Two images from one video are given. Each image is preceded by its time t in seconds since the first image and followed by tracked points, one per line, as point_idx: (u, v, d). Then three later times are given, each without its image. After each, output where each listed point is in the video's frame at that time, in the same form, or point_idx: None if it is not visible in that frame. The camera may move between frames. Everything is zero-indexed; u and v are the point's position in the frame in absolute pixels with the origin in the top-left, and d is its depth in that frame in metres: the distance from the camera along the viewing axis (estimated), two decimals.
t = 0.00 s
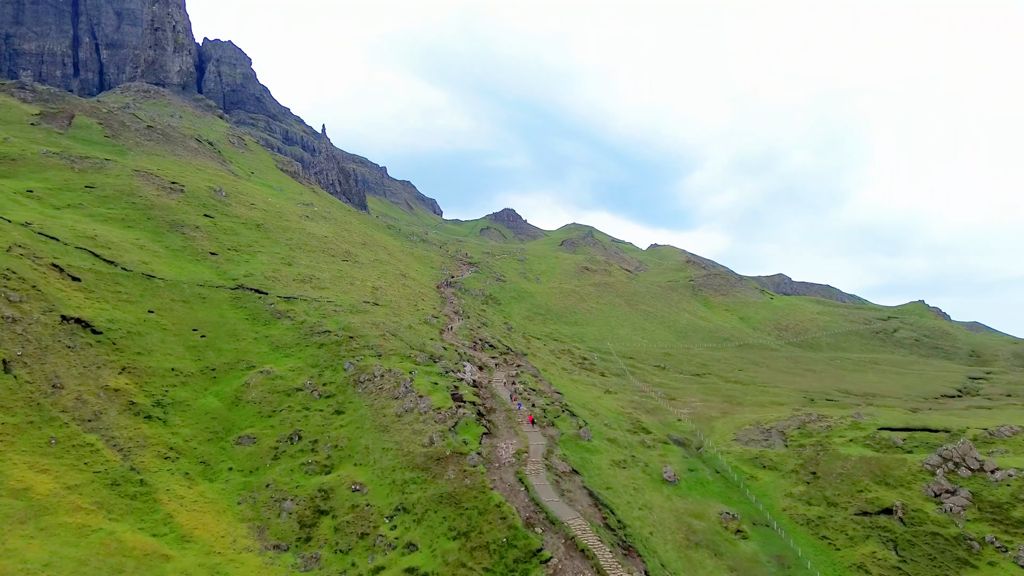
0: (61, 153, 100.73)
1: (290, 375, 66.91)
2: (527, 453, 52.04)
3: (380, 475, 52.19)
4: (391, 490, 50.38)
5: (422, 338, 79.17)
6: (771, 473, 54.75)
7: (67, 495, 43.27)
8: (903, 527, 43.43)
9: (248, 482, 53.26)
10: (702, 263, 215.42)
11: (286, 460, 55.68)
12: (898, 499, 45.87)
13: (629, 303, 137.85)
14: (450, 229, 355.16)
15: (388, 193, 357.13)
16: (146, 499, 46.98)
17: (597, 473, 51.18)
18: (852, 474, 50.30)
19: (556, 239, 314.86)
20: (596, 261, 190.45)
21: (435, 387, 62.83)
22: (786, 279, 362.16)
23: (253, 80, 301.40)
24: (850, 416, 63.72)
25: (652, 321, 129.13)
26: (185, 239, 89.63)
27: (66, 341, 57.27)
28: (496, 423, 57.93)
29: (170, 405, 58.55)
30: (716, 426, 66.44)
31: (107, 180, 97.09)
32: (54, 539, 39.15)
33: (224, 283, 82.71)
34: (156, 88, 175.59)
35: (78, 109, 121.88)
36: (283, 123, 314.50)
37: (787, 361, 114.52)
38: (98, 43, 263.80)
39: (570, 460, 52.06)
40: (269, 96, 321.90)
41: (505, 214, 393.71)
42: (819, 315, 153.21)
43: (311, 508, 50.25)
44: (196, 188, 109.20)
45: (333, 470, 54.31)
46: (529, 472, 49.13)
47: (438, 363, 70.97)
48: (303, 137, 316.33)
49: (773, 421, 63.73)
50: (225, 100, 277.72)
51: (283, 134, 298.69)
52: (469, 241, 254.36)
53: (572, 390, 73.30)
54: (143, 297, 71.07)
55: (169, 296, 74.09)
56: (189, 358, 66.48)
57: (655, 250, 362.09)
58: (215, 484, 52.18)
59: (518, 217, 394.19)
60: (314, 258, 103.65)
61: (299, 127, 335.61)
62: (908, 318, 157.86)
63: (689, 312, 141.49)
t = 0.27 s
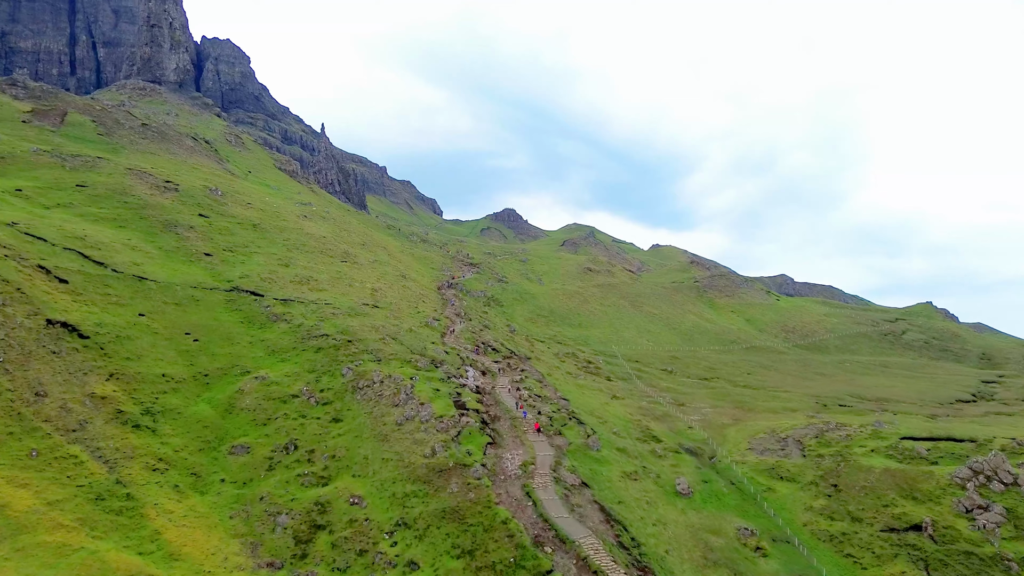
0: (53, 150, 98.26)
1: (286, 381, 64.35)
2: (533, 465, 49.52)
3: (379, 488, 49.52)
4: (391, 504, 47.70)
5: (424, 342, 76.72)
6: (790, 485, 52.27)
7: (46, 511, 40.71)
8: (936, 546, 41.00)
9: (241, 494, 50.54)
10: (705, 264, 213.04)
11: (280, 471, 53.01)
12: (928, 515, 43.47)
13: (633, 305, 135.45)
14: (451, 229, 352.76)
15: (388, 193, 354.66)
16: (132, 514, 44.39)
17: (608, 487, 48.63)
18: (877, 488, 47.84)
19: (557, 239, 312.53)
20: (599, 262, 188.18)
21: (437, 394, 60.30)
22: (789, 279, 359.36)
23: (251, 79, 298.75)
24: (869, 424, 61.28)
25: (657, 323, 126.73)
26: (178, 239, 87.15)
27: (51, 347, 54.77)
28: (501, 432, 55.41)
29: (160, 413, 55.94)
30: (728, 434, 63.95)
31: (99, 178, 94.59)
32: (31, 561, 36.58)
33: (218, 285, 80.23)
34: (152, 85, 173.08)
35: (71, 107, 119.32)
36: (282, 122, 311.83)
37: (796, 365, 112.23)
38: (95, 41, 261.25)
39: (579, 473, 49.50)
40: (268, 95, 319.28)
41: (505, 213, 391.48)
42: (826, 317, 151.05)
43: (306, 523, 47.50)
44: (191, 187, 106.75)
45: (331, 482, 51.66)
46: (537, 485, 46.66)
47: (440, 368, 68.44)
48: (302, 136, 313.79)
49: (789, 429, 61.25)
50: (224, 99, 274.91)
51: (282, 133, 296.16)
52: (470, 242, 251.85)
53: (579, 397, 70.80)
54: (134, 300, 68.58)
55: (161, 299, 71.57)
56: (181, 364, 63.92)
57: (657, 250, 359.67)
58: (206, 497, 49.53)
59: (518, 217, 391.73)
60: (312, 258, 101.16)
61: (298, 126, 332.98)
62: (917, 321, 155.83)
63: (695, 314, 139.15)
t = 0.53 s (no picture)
0: (43, 148, 95.67)
1: (281, 388, 61.73)
2: (541, 478, 46.92)
3: (378, 502, 46.73)
4: (391, 519, 44.92)
5: (425, 346, 74.25)
6: (810, 498, 49.80)
7: (23, 530, 38.08)
8: (971, 567, 38.50)
9: (233, 508, 47.80)
10: (709, 265, 210.57)
11: (275, 484, 50.33)
12: (961, 533, 41.02)
13: (638, 306, 133.04)
14: (451, 229, 350.23)
15: (388, 193, 352.29)
16: (116, 531, 41.72)
17: (620, 501, 46.11)
18: (904, 502, 45.40)
19: (558, 240, 310.23)
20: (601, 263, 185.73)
21: (439, 402, 57.77)
22: (791, 280, 356.98)
23: (250, 77, 295.95)
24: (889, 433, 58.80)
25: (663, 326, 124.27)
26: (171, 240, 84.61)
27: (35, 353, 52.24)
28: (506, 442, 52.87)
29: (149, 422, 53.32)
30: (742, 443, 61.39)
31: (90, 177, 92.01)
32: None
33: (213, 287, 77.70)
34: (148, 83, 170.34)
35: (64, 104, 116.66)
36: (281, 121, 309.03)
37: (805, 369, 109.94)
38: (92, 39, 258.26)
39: (590, 486, 46.97)
40: (266, 94, 316.50)
41: (505, 214, 389.09)
42: (833, 319, 148.87)
43: (302, 539, 44.61)
44: (185, 185, 104.26)
45: (328, 495, 48.97)
46: (545, 500, 44.11)
47: (442, 374, 65.87)
48: (301, 135, 311.21)
49: (806, 438, 58.79)
50: (222, 98, 272.01)
51: (281, 132, 293.48)
52: (471, 242, 249.37)
53: (586, 403, 68.33)
54: (123, 303, 66.05)
55: (152, 302, 69.01)
56: (173, 370, 61.36)
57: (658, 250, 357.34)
58: (196, 512, 46.84)
59: (519, 217, 389.33)
60: (310, 259, 98.60)
61: (297, 126, 330.23)
62: (925, 323, 153.77)
63: (700, 316, 136.81)
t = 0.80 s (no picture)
0: (33, 146, 93.15)
1: (276, 394, 59.24)
2: (550, 492, 44.40)
3: (377, 516, 44.08)
4: (391, 535, 42.22)
5: (426, 350, 71.75)
6: (833, 512, 47.34)
7: None
8: None
9: (224, 523, 45.14)
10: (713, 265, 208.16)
11: (268, 497, 47.61)
12: (999, 553, 38.65)
13: (642, 308, 130.64)
14: (451, 229, 347.73)
15: (388, 193, 349.82)
16: (99, 550, 39.00)
17: (634, 516, 43.56)
18: (934, 518, 42.98)
19: (559, 240, 308.03)
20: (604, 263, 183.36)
21: (441, 409, 55.22)
22: (793, 280, 354.52)
23: (248, 76, 293.28)
24: (912, 442, 56.35)
25: (668, 328, 121.87)
26: (164, 240, 82.19)
27: (17, 359, 49.68)
28: (512, 452, 50.34)
29: (137, 431, 50.78)
30: (757, 452, 58.90)
31: (81, 175, 89.63)
32: None
33: (206, 289, 75.22)
34: (144, 80, 167.74)
35: (56, 101, 114.10)
36: (280, 120, 306.48)
37: (814, 373, 107.65)
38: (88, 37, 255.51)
39: (602, 500, 44.41)
40: (265, 92, 313.70)
41: (506, 214, 386.72)
42: (840, 320, 146.69)
43: (296, 557, 41.70)
44: (180, 184, 101.85)
45: (324, 509, 46.28)
46: (555, 517, 41.54)
47: (444, 380, 63.39)
48: (300, 134, 308.69)
49: (824, 447, 56.37)
50: (220, 96, 269.37)
51: (280, 131, 290.92)
52: (471, 242, 247.02)
53: (594, 410, 65.84)
54: (113, 306, 63.58)
55: (142, 304, 66.54)
56: (163, 375, 58.86)
57: (660, 251, 354.94)
58: (185, 528, 44.11)
59: (519, 217, 386.91)
60: (307, 260, 96.12)
61: (296, 125, 327.58)
62: (933, 325, 151.63)
63: (706, 317, 134.44)
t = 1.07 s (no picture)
0: (22, 140, 90.47)
1: (271, 400, 56.68)
2: (560, 505, 41.88)
3: (378, 529, 41.26)
4: (392, 551, 39.56)
5: (428, 352, 69.20)
6: (859, 525, 44.86)
7: None
8: None
9: (215, 537, 42.21)
10: (716, 264, 205.71)
11: (262, 509, 44.74)
12: None
13: (647, 308, 128.17)
14: (451, 228, 345.21)
15: (388, 191, 347.20)
16: (80, 569, 36.08)
17: (649, 531, 40.98)
18: (969, 533, 40.59)
19: (560, 239, 305.46)
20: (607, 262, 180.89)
21: (444, 416, 52.69)
22: (795, 280, 352.31)
23: (246, 72, 290.25)
24: (936, 449, 53.93)
25: (674, 328, 119.45)
26: (156, 238, 79.57)
27: None
28: (518, 462, 47.83)
29: (124, 439, 48.22)
30: (773, 460, 56.41)
31: (70, 171, 86.99)
32: None
33: (200, 288, 72.67)
34: (139, 75, 164.86)
35: (48, 96, 111.24)
36: (278, 118, 303.45)
37: (824, 374, 105.29)
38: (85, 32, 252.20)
39: (615, 514, 41.86)
40: (264, 89, 310.28)
41: (506, 212, 384.23)
42: (848, 321, 144.39)
43: None
44: (174, 180, 99.25)
45: (321, 522, 43.44)
46: (566, 533, 38.94)
47: (447, 384, 60.92)
48: (299, 132, 305.87)
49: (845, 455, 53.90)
50: (218, 93, 266.19)
51: (279, 128, 288.02)
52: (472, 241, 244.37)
53: (602, 415, 63.36)
54: (101, 306, 61.01)
55: (132, 304, 63.96)
56: (153, 379, 56.33)
57: (661, 250, 352.60)
58: (173, 543, 41.17)
59: (519, 215, 384.36)
60: (305, 259, 93.51)
61: (294, 122, 324.29)
62: (942, 325, 149.36)
63: (712, 318, 132.03)
